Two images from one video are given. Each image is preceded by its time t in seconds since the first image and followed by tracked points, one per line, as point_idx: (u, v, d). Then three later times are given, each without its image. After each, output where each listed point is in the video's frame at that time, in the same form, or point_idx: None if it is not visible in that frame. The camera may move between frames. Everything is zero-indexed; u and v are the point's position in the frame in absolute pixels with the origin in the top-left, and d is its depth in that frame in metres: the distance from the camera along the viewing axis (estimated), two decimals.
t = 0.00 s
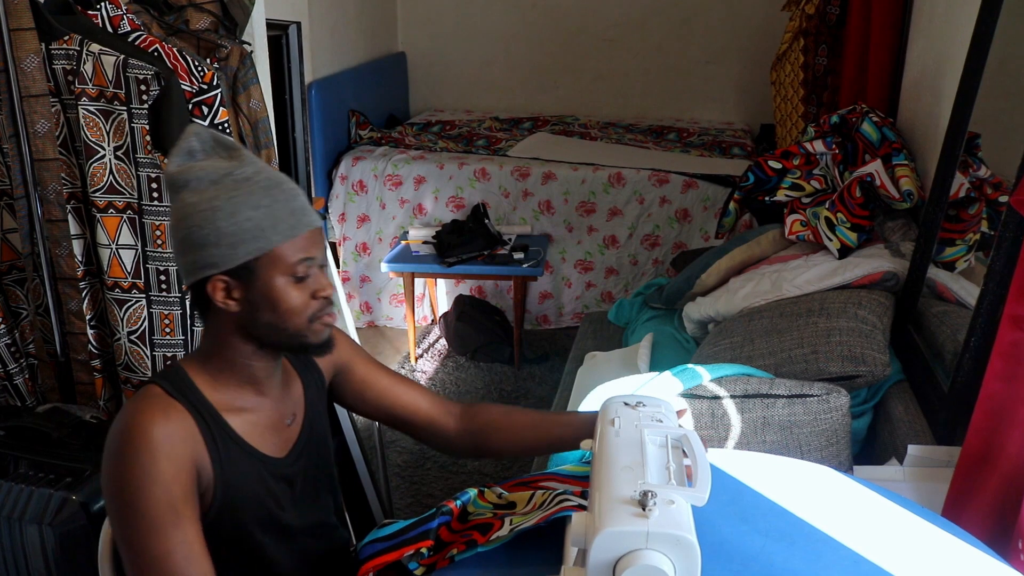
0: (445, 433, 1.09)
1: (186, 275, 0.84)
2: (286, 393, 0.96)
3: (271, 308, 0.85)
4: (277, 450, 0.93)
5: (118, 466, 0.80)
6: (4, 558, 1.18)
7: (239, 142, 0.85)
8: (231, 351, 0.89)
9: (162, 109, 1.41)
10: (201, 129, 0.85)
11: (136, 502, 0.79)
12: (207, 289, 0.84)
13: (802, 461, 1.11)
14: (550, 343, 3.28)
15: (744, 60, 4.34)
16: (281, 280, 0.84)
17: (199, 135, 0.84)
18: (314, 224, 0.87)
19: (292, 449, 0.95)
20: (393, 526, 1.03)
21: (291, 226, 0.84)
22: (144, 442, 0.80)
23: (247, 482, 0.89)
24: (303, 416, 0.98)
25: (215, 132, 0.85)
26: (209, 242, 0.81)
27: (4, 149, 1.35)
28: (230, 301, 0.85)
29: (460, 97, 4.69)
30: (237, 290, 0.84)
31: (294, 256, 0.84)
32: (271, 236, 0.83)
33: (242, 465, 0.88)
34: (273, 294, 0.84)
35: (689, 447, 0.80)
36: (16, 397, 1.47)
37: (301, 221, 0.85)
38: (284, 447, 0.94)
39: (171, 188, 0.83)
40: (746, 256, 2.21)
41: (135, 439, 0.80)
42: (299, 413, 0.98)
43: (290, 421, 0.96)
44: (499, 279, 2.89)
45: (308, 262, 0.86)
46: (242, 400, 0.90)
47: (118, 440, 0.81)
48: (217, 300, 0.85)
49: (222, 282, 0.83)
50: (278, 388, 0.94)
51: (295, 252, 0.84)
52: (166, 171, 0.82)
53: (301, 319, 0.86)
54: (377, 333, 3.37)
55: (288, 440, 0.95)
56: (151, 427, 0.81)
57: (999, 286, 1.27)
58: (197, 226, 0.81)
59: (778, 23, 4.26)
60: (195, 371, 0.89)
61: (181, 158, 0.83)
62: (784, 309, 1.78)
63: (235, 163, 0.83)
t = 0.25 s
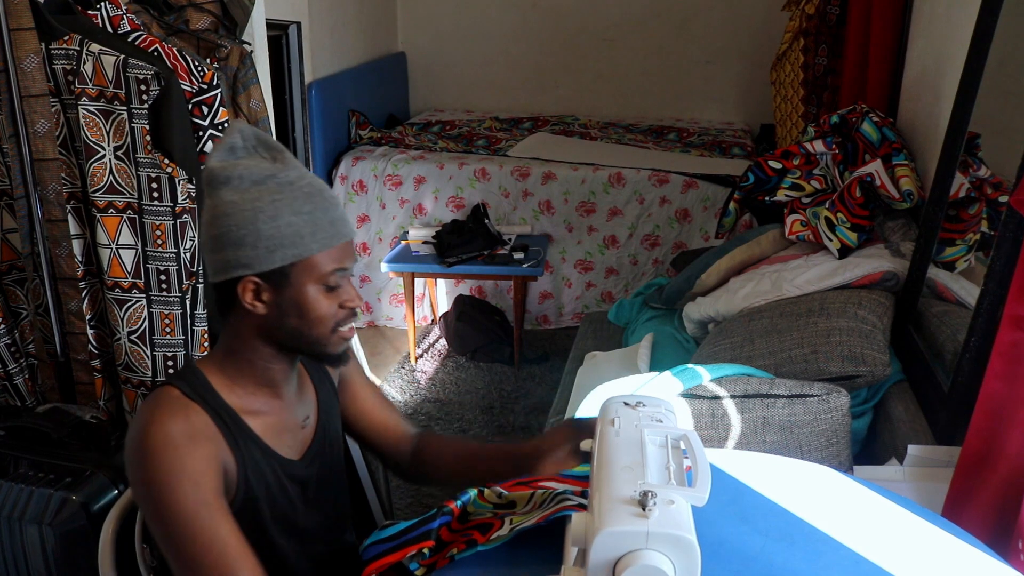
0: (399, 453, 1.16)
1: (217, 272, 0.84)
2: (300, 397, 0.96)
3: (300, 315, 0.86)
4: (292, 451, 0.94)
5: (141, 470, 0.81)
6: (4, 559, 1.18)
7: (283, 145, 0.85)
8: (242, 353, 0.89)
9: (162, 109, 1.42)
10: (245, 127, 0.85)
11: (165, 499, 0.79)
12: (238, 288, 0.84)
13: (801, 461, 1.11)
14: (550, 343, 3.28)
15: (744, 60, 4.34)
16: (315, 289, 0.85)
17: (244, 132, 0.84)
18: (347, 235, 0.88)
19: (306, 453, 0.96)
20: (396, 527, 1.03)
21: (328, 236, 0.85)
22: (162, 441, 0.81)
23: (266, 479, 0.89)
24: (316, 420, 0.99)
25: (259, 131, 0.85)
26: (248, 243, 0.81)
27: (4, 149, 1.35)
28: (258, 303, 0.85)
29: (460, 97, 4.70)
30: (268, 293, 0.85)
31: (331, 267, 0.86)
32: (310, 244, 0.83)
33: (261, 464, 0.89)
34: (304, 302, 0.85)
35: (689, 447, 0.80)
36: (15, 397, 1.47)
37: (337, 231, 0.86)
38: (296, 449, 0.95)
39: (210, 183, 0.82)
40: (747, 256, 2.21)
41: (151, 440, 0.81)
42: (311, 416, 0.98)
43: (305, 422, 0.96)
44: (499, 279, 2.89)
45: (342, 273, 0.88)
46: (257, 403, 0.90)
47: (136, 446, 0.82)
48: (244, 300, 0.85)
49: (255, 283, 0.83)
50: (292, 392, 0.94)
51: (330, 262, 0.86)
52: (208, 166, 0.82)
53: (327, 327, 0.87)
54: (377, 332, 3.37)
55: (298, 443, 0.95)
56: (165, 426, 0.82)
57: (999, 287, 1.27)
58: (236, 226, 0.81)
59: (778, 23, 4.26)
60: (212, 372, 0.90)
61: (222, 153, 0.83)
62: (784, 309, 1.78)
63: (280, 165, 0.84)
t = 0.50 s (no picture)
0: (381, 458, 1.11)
1: (239, 272, 0.85)
2: (308, 399, 0.96)
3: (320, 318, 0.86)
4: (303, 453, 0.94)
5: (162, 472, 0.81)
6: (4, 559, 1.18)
7: (309, 149, 0.88)
8: (249, 355, 0.89)
9: (163, 108, 1.42)
10: (272, 131, 0.87)
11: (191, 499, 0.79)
12: (260, 290, 0.85)
13: (801, 461, 1.11)
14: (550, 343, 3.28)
15: (745, 60, 4.33)
16: (339, 295, 0.86)
17: (272, 135, 0.86)
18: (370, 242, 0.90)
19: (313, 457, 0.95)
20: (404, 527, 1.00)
21: (353, 241, 0.87)
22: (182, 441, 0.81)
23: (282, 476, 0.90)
24: (323, 422, 0.99)
25: (287, 135, 0.88)
26: (273, 244, 0.82)
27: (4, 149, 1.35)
28: (280, 305, 0.86)
29: (460, 97, 4.70)
30: (290, 296, 0.85)
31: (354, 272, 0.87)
32: (334, 249, 0.85)
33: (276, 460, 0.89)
34: (326, 306, 0.86)
35: (689, 447, 0.80)
36: (15, 397, 1.47)
37: (360, 237, 0.88)
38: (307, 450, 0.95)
39: (237, 183, 0.84)
40: (747, 256, 2.21)
41: (170, 441, 0.81)
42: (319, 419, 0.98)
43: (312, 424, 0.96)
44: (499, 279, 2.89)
45: (364, 279, 0.89)
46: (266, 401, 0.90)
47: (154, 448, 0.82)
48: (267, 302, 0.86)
49: (278, 285, 0.84)
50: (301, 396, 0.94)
51: (353, 267, 0.87)
52: (237, 165, 0.84)
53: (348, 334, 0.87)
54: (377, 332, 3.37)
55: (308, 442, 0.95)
56: (183, 426, 0.82)
57: (1000, 287, 1.27)
58: (262, 226, 0.82)
59: (778, 23, 4.25)
60: (226, 371, 0.89)
61: (251, 154, 0.85)
62: (784, 309, 1.78)
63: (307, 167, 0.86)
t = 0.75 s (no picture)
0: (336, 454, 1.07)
1: (195, 318, 0.78)
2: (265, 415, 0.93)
3: (263, 362, 0.83)
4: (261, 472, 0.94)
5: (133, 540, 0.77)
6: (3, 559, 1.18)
7: (266, 175, 0.79)
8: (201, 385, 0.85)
9: (162, 109, 1.41)
10: (222, 153, 0.77)
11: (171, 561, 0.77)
12: (223, 343, 0.80)
13: (801, 461, 1.12)
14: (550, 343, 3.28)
15: (745, 60, 4.33)
16: (305, 338, 0.83)
17: (223, 161, 0.76)
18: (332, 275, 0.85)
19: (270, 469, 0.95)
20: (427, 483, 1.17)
21: (321, 282, 0.81)
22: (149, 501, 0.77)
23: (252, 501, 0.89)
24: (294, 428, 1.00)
25: (238, 157, 0.78)
26: (240, 296, 0.76)
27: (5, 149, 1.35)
28: (241, 354, 0.81)
29: (460, 97, 4.70)
30: (253, 344, 0.80)
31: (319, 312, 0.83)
32: (305, 294, 0.80)
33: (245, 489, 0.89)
34: (292, 350, 0.83)
35: (689, 447, 0.79)
36: (15, 397, 1.48)
37: (328, 272, 0.83)
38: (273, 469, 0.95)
39: (193, 226, 0.74)
40: (747, 256, 2.21)
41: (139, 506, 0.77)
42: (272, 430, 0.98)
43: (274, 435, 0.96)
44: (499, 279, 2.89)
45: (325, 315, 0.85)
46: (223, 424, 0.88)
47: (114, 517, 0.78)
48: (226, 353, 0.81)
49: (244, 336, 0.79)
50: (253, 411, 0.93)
51: (319, 310, 0.83)
52: (187, 207, 0.73)
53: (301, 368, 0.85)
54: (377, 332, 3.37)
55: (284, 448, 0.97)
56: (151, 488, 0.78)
57: (999, 287, 1.27)
58: (227, 278, 0.75)
59: (778, 23, 4.25)
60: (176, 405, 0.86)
61: (201, 189, 0.75)
62: (784, 309, 1.78)
63: (268, 204, 0.77)
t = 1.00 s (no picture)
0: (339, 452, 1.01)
1: (223, 255, 0.78)
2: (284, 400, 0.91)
3: (268, 339, 0.80)
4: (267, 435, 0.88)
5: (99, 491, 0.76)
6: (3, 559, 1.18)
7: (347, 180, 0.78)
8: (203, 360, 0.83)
9: (162, 109, 1.43)
10: (322, 143, 0.78)
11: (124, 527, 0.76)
12: (229, 285, 0.78)
13: (801, 461, 1.12)
14: (550, 343, 3.28)
15: (745, 60, 4.33)
16: (293, 324, 0.78)
17: (316, 150, 0.76)
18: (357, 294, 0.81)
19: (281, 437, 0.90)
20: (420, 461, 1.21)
21: (335, 290, 0.78)
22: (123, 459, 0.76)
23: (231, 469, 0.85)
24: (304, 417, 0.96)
25: (331, 154, 0.77)
26: (260, 257, 0.75)
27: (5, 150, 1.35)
28: (241, 306, 0.79)
29: (460, 97, 4.70)
30: (251, 300, 0.78)
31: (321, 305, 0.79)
32: (310, 289, 0.76)
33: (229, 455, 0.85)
34: (281, 331, 0.79)
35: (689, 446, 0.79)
36: (15, 397, 1.48)
37: (348, 288, 0.79)
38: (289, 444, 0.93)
39: (258, 180, 0.75)
40: (747, 256, 2.21)
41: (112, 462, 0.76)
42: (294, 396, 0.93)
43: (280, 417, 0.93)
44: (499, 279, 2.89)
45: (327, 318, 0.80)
46: (224, 395, 0.84)
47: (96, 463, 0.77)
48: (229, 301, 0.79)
49: (242, 286, 0.77)
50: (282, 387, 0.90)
51: (321, 310, 0.78)
52: (265, 166, 0.74)
53: (292, 357, 0.81)
54: (377, 332, 3.37)
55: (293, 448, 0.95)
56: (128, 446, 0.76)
57: (999, 286, 1.27)
58: (260, 237, 0.74)
59: (778, 23, 4.25)
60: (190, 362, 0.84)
61: (284, 158, 0.75)
62: (784, 309, 1.78)
63: (332, 207, 0.76)
